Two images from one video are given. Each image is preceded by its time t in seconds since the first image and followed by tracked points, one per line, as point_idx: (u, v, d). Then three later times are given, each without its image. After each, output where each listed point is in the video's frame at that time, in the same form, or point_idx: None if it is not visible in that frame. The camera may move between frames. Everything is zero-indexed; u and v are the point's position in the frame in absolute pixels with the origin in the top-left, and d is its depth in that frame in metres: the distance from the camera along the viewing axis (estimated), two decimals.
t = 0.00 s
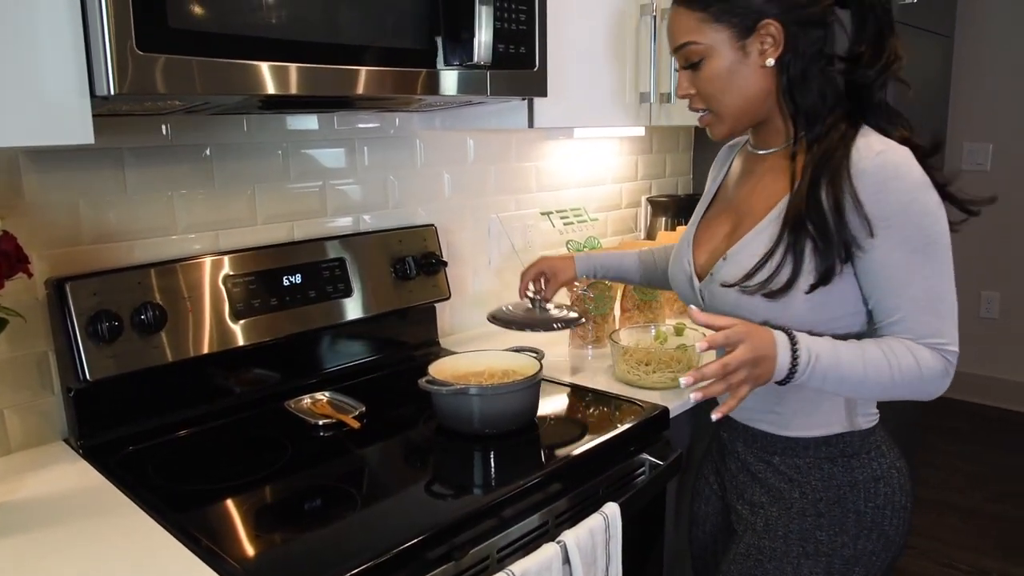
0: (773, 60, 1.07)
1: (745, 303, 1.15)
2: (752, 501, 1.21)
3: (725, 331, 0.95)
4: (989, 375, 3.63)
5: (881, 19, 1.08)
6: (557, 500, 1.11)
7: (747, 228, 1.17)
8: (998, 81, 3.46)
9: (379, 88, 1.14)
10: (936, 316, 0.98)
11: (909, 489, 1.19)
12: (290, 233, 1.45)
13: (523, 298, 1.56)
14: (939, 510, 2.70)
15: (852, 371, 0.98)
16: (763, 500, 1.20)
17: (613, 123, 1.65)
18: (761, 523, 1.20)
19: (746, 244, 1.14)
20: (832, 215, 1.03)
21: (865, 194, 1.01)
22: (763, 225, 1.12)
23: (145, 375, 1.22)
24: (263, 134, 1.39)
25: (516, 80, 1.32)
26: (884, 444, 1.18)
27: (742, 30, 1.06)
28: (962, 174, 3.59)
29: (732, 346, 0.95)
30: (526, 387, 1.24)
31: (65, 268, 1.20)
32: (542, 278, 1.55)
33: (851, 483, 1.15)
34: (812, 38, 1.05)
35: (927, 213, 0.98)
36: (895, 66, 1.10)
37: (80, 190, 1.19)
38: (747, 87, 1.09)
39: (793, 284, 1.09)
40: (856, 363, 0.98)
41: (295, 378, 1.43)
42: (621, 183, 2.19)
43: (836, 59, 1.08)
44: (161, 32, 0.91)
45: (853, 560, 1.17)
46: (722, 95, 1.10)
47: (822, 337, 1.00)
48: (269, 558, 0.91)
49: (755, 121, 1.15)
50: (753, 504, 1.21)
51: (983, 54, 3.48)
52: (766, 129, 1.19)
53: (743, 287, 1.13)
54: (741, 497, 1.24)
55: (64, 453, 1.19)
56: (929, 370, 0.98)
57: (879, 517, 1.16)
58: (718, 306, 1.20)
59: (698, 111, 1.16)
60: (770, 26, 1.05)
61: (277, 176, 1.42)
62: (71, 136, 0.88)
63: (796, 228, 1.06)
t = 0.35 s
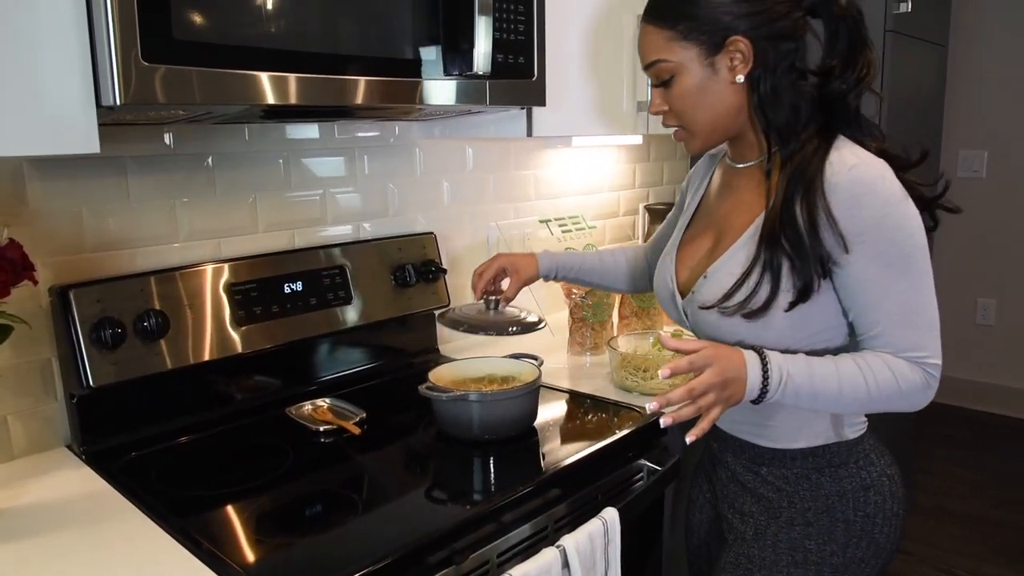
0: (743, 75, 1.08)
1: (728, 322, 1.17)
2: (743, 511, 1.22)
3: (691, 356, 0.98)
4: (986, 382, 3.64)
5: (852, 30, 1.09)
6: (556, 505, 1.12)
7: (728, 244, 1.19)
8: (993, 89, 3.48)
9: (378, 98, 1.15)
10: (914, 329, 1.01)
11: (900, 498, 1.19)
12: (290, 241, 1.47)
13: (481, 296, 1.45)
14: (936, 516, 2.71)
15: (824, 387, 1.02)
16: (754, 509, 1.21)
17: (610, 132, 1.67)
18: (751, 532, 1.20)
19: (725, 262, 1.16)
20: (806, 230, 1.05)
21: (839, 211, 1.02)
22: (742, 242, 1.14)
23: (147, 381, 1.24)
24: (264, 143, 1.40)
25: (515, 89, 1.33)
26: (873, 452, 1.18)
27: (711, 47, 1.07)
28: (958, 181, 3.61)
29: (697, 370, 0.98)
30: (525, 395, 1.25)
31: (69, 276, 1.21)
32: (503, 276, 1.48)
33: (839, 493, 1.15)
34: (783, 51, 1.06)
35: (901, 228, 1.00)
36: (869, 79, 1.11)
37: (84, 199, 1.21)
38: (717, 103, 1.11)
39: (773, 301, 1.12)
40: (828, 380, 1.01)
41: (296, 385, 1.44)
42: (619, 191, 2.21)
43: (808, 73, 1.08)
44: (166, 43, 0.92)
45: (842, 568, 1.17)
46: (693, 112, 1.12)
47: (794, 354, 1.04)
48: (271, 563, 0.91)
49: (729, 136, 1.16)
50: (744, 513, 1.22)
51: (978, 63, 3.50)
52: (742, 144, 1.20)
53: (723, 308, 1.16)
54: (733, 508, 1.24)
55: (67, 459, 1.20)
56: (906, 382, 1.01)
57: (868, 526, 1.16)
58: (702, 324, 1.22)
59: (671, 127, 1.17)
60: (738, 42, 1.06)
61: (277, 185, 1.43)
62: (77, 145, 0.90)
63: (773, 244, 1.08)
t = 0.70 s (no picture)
0: (713, 89, 1.11)
1: (713, 344, 1.21)
2: (733, 516, 1.24)
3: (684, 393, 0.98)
4: (980, 386, 3.66)
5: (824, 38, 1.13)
6: (551, 508, 1.13)
7: (709, 261, 1.21)
8: (985, 95, 3.51)
9: (374, 106, 1.17)
10: (897, 344, 1.05)
11: (887, 498, 1.20)
12: (287, 248, 1.48)
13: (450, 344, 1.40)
14: (932, 520, 2.72)
15: (813, 407, 1.05)
16: (743, 514, 1.22)
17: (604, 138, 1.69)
18: (739, 537, 1.21)
19: (706, 281, 1.19)
20: (784, 248, 1.09)
21: (819, 233, 1.06)
22: (723, 261, 1.18)
23: (146, 387, 1.25)
24: (262, 150, 1.42)
25: (510, 97, 1.35)
26: (860, 454, 1.20)
27: (681, 63, 1.09)
28: (951, 187, 3.64)
29: (691, 405, 0.99)
30: (519, 399, 1.26)
31: (69, 283, 1.22)
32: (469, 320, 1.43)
33: (827, 495, 1.16)
34: (753, 62, 1.10)
35: (881, 247, 1.04)
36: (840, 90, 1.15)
37: (83, 206, 1.22)
38: (688, 117, 1.13)
39: (756, 320, 1.15)
40: (816, 401, 1.05)
41: (293, 391, 1.45)
42: (613, 198, 2.22)
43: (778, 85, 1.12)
44: (165, 52, 0.94)
45: (832, 569, 1.18)
46: (666, 127, 1.14)
47: (779, 378, 1.07)
48: (269, 565, 0.93)
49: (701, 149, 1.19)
50: (733, 518, 1.24)
51: (969, 69, 3.54)
52: (716, 158, 1.25)
53: (706, 331, 1.19)
54: (722, 513, 1.26)
55: (66, 464, 1.21)
56: (890, 395, 1.05)
57: (856, 528, 1.17)
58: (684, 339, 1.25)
59: (644, 142, 1.19)
60: (707, 57, 1.09)
61: (274, 193, 1.45)
62: (77, 153, 0.91)
63: (752, 262, 1.12)
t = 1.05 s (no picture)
0: (704, 101, 1.13)
1: (705, 354, 1.23)
2: (726, 518, 1.25)
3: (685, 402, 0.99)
4: (978, 388, 3.67)
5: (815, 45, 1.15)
6: (547, 508, 1.15)
7: (700, 270, 1.23)
8: (980, 99, 3.53)
9: (371, 112, 1.19)
10: (886, 352, 1.08)
11: (879, 500, 1.22)
12: (287, 252, 1.50)
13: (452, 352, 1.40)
14: (930, 521, 2.73)
15: (802, 416, 1.08)
16: (737, 517, 1.24)
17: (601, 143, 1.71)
18: (733, 539, 1.22)
19: (697, 292, 1.21)
20: (775, 258, 1.11)
21: (809, 242, 1.08)
22: (714, 272, 1.19)
23: (147, 390, 1.26)
24: (261, 156, 1.44)
25: (506, 104, 1.37)
26: (852, 457, 1.22)
27: (672, 75, 1.11)
28: (947, 190, 3.65)
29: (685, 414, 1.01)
30: (516, 400, 1.28)
31: (70, 287, 1.24)
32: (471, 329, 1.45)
33: (819, 498, 1.18)
34: (743, 69, 1.12)
35: (871, 257, 1.06)
36: (829, 96, 1.18)
37: (85, 212, 1.24)
38: (680, 129, 1.15)
39: (748, 330, 1.17)
40: (805, 409, 1.08)
41: (292, 393, 1.47)
42: (610, 202, 2.24)
43: (768, 93, 1.14)
44: (166, 61, 0.96)
45: (824, 571, 1.20)
46: (657, 138, 1.16)
47: (769, 387, 1.09)
48: (269, 565, 0.94)
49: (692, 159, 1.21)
50: (727, 521, 1.25)
51: (965, 73, 3.56)
52: (706, 166, 1.27)
53: (698, 341, 1.21)
54: (715, 516, 1.27)
55: (68, 466, 1.22)
56: (880, 403, 1.08)
57: (849, 529, 1.19)
58: (676, 350, 1.27)
59: (635, 154, 1.21)
60: (698, 69, 1.10)
61: (274, 198, 1.47)
62: (80, 159, 0.93)
63: (743, 273, 1.13)
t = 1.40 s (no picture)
0: (703, 108, 1.15)
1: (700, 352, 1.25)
2: (719, 517, 1.27)
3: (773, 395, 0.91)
4: (977, 391, 3.69)
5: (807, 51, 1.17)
6: (544, 507, 1.17)
7: (696, 271, 1.25)
8: (979, 103, 3.54)
9: (371, 119, 1.21)
10: (874, 354, 1.10)
11: (868, 500, 1.24)
12: (289, 256, 1.52)
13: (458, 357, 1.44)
14: (929, 523, 2.75)
15: (807, 419, 1.07)
16: (729, 515, 1.25)
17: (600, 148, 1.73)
18: (724, 538, 1.24)
19: (692, 292, 1.22)
20: (770, 258, 1.12)
21: (803, 243, 1.10)
22: (710, 270, 1.21)
23: (152, 391, 1.29)
24: (264, 162, 1.46)
25: (504, 110, 1.39)
26: (842, 457, 1.24)
27: (670, 83, 1.13)
28: (946, 193, 3.67)
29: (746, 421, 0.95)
30: (515, 400, 1.30)
31: (77, 290, 1.26)
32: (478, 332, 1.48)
33: (810, 497, 1.20)
34: (738, 76, 1.14)
35: (862, 259, 1.09)
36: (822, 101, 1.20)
37: (92, 217, 1.26)
38: (679, 135, 1.17)
39: (743, 328, 1.19)
40: (810, 413, 1.07)
41: (294, 395, 1.49)
42: (609, 207, 2.27)
43: (763, 98, 1.16)
44: (171, 70, 0.98)
45: (813, 568, 1.23)
46: (657, 146, 1.18)
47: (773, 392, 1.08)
48: (270, 562, 0.96)
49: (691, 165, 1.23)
50: (719, 519, 1.27)
51: (963, 78, 3.58)
52: (704, 169, 1.28)
53: (694, 340, 1.22)
54: (708, 515, 1.29)
55: (74, 466, 1.25)
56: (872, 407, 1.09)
57: (838, 528, 1.22)
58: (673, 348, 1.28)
59: (635, 162, 1.23)
60: (696, 78, 1.13)
61: (276, 203, 1.49)
62: (88, 166, 0.96)
63: (737, 274, 1.15)
